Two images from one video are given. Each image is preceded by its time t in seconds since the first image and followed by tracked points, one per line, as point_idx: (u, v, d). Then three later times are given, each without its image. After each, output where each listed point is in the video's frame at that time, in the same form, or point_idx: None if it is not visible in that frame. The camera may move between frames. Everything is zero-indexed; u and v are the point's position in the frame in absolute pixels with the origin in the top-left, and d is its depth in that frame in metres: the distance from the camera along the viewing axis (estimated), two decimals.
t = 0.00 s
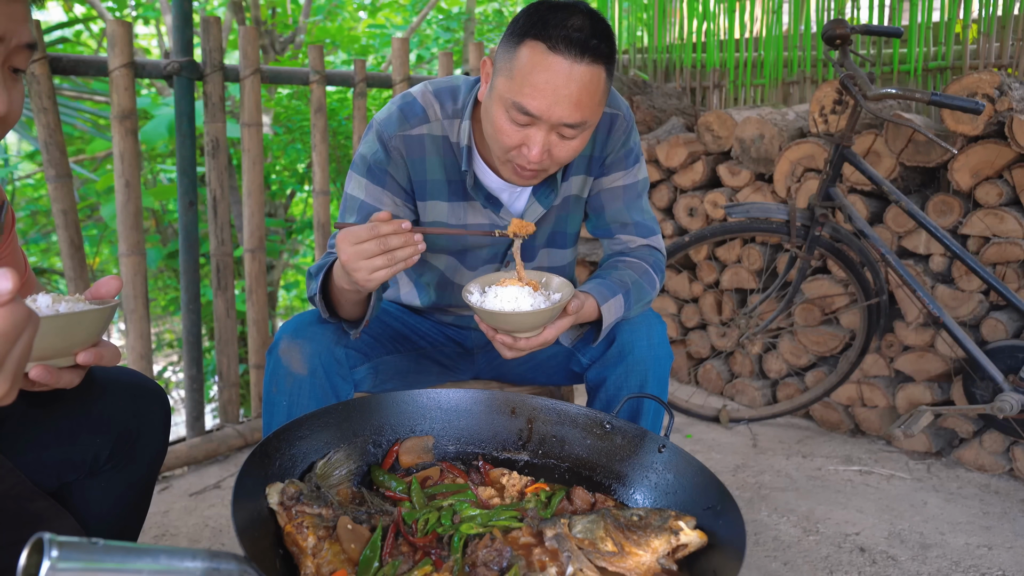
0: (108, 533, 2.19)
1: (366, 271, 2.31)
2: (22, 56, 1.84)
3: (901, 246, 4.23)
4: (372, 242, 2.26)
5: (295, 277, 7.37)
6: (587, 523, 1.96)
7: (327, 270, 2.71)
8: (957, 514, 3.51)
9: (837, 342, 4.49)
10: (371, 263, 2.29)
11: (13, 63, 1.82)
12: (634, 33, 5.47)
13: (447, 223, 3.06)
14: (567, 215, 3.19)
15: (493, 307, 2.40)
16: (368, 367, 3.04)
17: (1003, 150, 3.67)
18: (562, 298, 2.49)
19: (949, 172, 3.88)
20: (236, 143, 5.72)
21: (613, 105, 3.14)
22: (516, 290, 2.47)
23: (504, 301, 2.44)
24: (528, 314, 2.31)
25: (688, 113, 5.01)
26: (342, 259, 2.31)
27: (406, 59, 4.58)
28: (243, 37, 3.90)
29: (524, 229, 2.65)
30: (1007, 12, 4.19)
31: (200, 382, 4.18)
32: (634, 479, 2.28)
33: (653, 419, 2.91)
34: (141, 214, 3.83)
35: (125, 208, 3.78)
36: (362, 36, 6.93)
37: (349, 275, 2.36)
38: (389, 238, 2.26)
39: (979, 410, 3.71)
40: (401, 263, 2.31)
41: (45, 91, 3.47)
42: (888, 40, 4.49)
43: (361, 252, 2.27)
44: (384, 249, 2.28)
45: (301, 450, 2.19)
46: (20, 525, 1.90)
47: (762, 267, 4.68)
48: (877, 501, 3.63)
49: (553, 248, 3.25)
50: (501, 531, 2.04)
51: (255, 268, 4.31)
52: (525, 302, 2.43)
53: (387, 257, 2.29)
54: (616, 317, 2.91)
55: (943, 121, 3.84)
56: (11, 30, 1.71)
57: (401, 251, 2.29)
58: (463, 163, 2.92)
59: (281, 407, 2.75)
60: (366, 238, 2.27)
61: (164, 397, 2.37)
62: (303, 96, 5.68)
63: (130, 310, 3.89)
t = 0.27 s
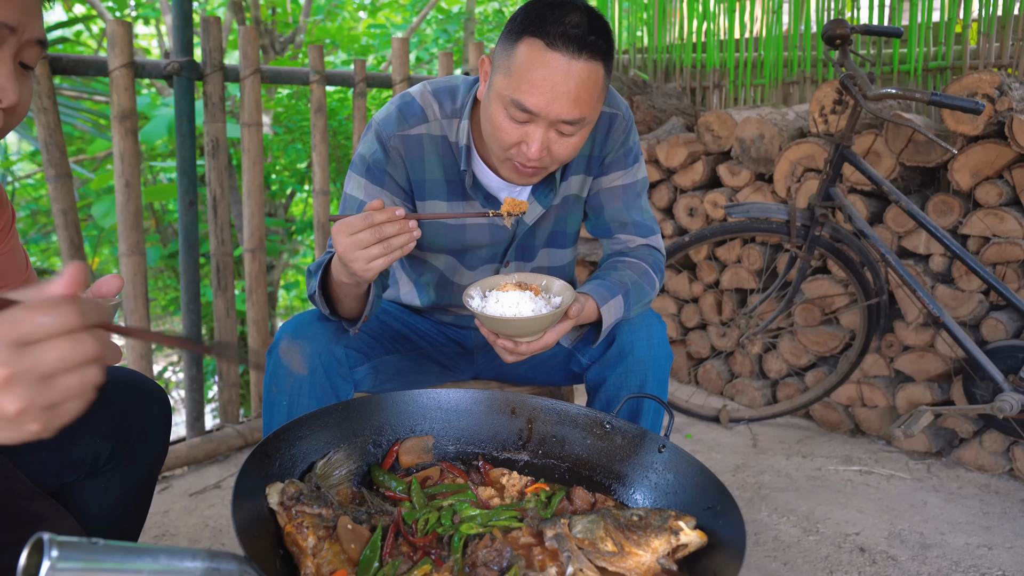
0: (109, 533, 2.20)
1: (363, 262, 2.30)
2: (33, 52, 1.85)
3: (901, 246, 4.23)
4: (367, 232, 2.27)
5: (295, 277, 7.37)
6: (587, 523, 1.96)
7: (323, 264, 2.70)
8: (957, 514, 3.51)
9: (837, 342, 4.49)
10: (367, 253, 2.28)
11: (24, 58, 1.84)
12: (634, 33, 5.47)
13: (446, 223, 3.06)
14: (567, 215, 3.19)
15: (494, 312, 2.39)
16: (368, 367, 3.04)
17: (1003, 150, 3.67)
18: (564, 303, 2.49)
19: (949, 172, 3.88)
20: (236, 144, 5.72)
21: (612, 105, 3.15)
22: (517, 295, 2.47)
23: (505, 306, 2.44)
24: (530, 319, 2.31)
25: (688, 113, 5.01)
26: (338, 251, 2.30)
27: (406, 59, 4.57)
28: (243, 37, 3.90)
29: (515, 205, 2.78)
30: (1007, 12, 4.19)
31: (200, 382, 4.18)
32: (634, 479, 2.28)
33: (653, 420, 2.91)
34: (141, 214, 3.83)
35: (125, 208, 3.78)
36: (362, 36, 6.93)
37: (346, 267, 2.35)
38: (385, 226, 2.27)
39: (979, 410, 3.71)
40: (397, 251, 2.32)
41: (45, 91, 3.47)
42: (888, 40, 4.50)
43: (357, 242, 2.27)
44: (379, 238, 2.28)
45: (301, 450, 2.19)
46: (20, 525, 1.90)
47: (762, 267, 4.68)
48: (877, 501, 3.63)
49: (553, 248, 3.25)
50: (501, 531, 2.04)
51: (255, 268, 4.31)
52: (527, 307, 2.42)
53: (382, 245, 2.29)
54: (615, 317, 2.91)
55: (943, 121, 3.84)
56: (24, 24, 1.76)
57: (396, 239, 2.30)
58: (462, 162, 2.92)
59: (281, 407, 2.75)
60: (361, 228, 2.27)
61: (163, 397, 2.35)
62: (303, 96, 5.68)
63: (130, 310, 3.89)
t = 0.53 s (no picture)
0: (111, 532, 2.16)
1: (362, 277, 2.31)
2: (47, 49, 1.90)
3: (901, 246, 4.23)
4: (370, 250, 2.26)
5: (294, 277, 7.37)
6: (587, 523, 1.96)
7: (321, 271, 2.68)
8: (957, 514, 3.51)
9: (837, 342, 4.49)
10: (367, 270, 2.29)
11: (39, 54, 1.89)
12: (634, 33, 5.47)
13: (447, 223, 3.06)
14: (567, 215, 3.19)
15: (495, 313, 2.39)
16: (368, 367, 3.05)
17: (1003, 150, 3.67)
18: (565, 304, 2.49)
19: (949, 172, 3.88)
20: (236, 144, 5.72)
21: (612, 105, 3.15)
22: (518, 295, 2.47)
23: (506, 306, 2.44)
24: (531, 319, 2.31)
25: (688, 113, 5.01)
26: (340, 264, 2.31)
27: (406, 59, 4.57)
28: (242, 37, 3.90)
29: (523, 243, 2.70)
30: (1007, 12, 4.19)
31: (200, 382, 4.18)
32: (634, 479, 2.28)
33: (653, 419, 2.91)
34: (141, 214, 3.83)
35: (125, 208, 3.78)
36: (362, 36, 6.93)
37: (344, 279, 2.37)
38: (389, 246, 2.26)
39: (979, 410, 3.71)
40: (398, 271, 2.32)
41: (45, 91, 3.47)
42: (888, 39, 4.50)
43: (358, 258, 2.27)
44: (382, 255, 2.28)
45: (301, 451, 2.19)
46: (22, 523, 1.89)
47: (762, 267, 4.68)
48: (877, 501, 3.63)
49: (553, 248, 3.25)
50: (501, 531, 2.04)
51: (255, 268, 4.31)
52: (527, 308, 2.42)
53: (385, 263, 2.29)
54: (615, 317, 2.91)
55: (943, 121, 3.84)
56: (40, 19, 1.82)
57: (399, 259, 2.30)
58: (462, 162, 2.92)
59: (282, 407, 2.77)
60: (365, 245, 2.27)
61: (164, 395, 2.37)
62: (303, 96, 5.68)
63: (130, 310, 3.89)
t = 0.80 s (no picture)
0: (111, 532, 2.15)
1: (360, 282, 2.31)
2: (54, 49, 1.90)
3: (901, 246, 4.23)
4: (370, 254, 2.26)
5: (294, 277, 7.38)
6: (587, 523, 1.96)
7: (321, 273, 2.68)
8: (957, 514, 3.51)
9: (837, 342, 4.49)
10: (365, 275, 2.29)
11: (46, 55, 1.89)
12: (634, 33, 5.47)
13: (447, 223, 3.06)
14: (567, 215, 3.19)
15: (501, 307, 2.40)
16: (368, 367, 3.05)
17: (1003, 150, 3.67)
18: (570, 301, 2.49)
19: (949, 172, 3.88)
20: (236, 144, 5.72)
21: (612, 104, 3.15)
22: (525, 290, 2.47)
23: (512, 300, 2.44)
24: (535, 315, 2.31)
25: (688, 113, 5.01)
26: (339, 267, 2.31)
27: (406, 59, 4.57)
28: (242, 37, 3.90)
29: (524, 255, 2.66)
30: (1007, 12, 4.19)
31: (200, 382, 4.18)
32: (634, 479, 2.28)
33: (653, 420, 2.91)
34: (141, 214, 3.84)
35: (125, 208, 3.78)
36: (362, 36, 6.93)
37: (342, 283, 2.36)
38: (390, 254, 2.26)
39: (979, 410, 3.71)
40: (396, 278, 2.32)
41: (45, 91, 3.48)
42: (888, 40, 4.50)
43: (358, 264, 2.27)
44: (383, 260, 2.27)
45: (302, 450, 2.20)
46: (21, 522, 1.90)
47: (762, 267, 4.68)
48: (877, 501, 3.63)
49: (553, 249, 3.25)
50: (501, 531, 2.04)
51: (255, 269, 4.31)
52: (534, 303, 2.43)
53: (384, 269, 2.29)
54: (615, 317, 2.91)
55: (943, 121, 3.84)
56: (47, 20, 1.82)
57: (399, 266, 2.30)
58: (463, 163, 2.92)
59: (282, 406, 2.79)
60: (366, 250, 2.27)
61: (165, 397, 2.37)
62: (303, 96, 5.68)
63: (130, 310, 3.90)
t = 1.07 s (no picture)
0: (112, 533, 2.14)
1: (351, 273, 2.31)
2: (51, 48, 1.90)
3: (901, 246, 4.22)
4: (360, 245, 2.26)
5: (294, 277, 7.37)
6: (587, 523, 1.96)
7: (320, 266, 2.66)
8: (957, 514, 3.51)
9: (838, 342, 4.49)
10: (356, 266, 2.29)
11: (43, 53, 1.90)
12: (634, 33, 5.47)
13: (446, 223, 3.06)
14: (567, 216, 3.18)
15: (501, 297, 2.40)
16: (369, 367, 3.05)
17: (1003, 150, 3.67)
18: (569, 292, 2.49)
19: (949, 172, 3.88)
20: (236, 144, 5.72)
21: (612, 105, 3.14)
22: (525, 281, 2.47)
23: (512, 290, 2.44)
24: (531, 305, 2.30)
25: (688, 113, 5.01)
26: (329, 259, 2.31)
27: (406, 59, 4.57)
28: (242, 37, 3.89)
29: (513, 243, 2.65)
30: (1007, 12, 4.20)
31: (200, 382, 4.18)
32: (634, 479, 2.28)
33: (653, 419, 2.91)
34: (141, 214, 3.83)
35: (125, 208, 3.78)
36: (362, 36, 6.93)
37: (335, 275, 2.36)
38: (378, 242, 2.26)
39: (979, 410, 3.71)
40: (388, 267, 2.32)
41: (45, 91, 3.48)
42: (888, 39, 4.50)
43: (348, 254, 2.28)
44: (373, 251, 2.28)
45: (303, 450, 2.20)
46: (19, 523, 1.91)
47: (762, 267, 4.68)
48: (877, 501, 3.63)
49: (553, 249, 3.25)
50: (501, 531, 2.04)
51: (255, 268, 4.31)
52: (533, 293, 2.43)
53: (375, 260, 2.29)
54: (615, 317, 2.91)
55: (943, 121, 3.84)
56: (44, 19, 1.82)
57: (389, 255, 2.30)
58: (461, 163, 2.92)
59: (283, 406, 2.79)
60: (354, 241, 2.28)
61: (164, 397, 2.37)
62: (302, 96, 5.68)
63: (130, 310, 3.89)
